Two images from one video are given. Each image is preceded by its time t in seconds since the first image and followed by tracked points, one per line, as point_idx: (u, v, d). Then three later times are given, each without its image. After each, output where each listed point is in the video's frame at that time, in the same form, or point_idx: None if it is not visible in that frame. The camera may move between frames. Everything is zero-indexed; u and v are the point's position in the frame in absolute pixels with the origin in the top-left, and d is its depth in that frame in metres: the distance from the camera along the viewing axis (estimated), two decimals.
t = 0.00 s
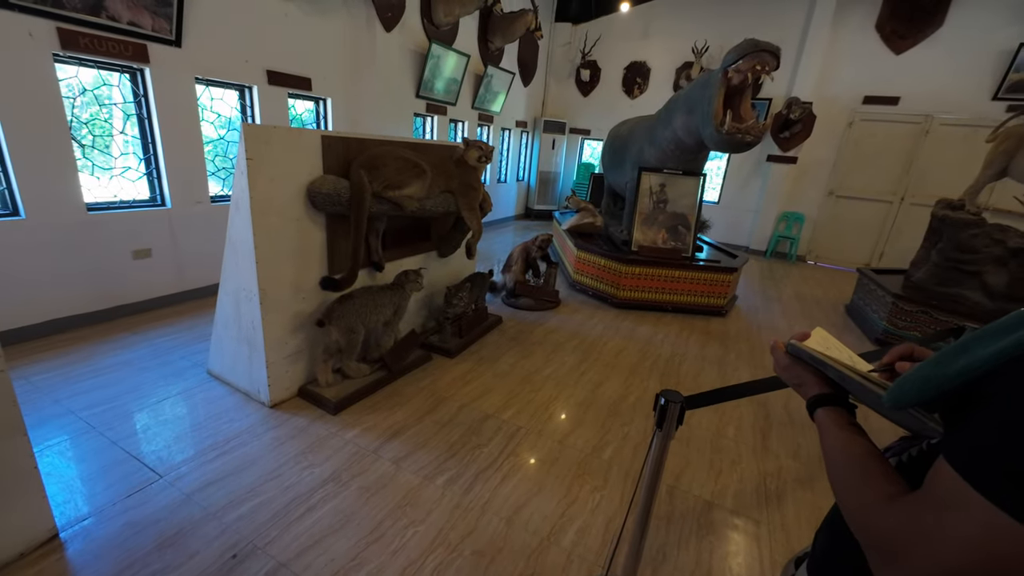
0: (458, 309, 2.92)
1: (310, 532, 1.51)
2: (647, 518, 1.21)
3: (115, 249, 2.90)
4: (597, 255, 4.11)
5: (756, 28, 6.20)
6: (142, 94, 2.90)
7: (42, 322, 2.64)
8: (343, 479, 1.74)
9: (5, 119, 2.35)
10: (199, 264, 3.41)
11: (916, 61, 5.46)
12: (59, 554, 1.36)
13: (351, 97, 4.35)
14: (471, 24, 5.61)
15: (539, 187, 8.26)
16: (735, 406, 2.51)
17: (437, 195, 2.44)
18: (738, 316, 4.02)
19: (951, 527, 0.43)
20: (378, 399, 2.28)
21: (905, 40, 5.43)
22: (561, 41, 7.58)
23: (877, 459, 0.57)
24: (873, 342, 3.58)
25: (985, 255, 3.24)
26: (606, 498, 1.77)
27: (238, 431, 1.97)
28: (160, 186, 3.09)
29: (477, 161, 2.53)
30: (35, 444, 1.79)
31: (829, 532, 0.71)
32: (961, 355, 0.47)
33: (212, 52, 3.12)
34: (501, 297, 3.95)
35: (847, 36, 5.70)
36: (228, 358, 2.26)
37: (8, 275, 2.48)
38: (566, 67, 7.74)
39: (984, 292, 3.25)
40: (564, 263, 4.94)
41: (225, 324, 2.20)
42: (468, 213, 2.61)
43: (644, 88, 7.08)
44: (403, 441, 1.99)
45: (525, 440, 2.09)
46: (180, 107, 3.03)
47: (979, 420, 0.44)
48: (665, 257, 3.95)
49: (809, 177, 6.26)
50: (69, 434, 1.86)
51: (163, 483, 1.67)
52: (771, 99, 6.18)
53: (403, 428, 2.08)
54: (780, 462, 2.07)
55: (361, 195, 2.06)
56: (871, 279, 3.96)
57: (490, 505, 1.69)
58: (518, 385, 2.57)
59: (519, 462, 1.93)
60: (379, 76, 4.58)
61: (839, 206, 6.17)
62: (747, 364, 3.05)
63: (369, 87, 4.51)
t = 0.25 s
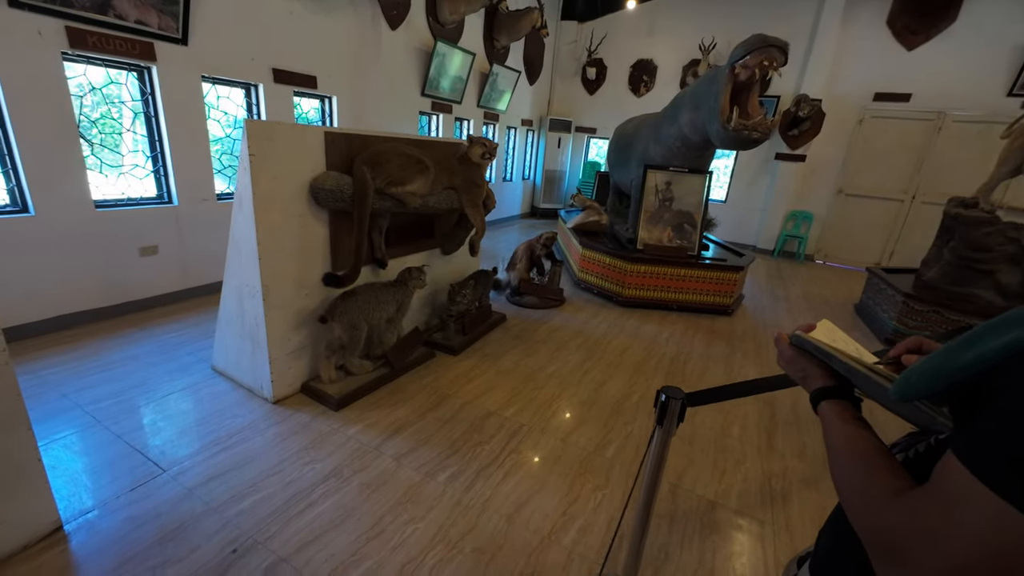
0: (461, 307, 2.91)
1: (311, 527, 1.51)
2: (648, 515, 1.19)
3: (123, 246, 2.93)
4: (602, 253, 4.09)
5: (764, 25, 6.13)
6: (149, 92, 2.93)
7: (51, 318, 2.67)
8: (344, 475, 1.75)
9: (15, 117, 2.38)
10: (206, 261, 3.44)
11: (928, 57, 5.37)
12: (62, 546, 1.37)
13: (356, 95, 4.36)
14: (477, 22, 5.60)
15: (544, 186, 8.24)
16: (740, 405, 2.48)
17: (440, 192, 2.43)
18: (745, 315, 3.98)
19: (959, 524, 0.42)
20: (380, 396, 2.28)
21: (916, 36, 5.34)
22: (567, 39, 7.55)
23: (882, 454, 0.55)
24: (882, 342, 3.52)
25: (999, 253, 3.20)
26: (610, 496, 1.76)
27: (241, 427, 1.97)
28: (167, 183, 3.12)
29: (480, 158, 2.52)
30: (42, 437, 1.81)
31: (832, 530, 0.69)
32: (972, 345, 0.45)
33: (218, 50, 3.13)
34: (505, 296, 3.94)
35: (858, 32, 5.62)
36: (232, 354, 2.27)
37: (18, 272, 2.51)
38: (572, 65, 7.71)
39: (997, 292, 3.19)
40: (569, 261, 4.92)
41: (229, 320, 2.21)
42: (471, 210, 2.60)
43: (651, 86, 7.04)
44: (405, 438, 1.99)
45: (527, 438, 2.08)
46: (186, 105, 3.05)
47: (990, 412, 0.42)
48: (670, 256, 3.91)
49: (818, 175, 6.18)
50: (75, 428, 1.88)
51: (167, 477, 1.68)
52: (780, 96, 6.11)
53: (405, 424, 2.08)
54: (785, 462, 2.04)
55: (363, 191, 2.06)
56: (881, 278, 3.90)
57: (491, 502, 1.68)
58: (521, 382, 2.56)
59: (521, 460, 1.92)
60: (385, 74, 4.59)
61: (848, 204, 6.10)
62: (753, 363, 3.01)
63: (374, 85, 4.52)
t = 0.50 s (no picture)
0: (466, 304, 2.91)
1: (313, 521, 1.52)
2: (648, 514, 1.18)
3: (135, 243, 2.98)
4: (610, 251, 4.06)
5: (777, 20, 6.04)
6: (162, 91, 2.97)
7: (65, 313, 2.73)
8: (348, 470, 1.76)
9: (31, 116, 2.43)
10: (216, 258, 3.48)
11: (947, 52, 5.24)
12: (72, 535, 1.40)
13: (365, 94, 4.38)
14: (485, 20, 5.60)
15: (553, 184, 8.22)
16: (747, 406, 2.44)
17: (446, 189, 2.43)
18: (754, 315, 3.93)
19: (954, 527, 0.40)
20: (384, 392, 2.29)
21: (935, 30, 5.21)
22: (577, 36, 7.51)
23: (880, 454, 0.54)
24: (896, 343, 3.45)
25: (1019, 252, 3.11)
26: (612, 496, 1.75)
27: (247, 421, 2.00)
28: (178, 181, 3.16)
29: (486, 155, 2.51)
30: (55, 429, 1.85)
31: (830, 531, 0.68)
32: (974, 342, 0.44)
33: (228, 50, 3.17)
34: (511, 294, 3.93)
35: (874, 26, 5.51)
36: (239, 349, 2.30)
37: (34, 267, 2.57)
38: (582, 62, 7.67)
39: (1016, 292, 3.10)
40: (576, 260, 4.90)
41: (236, 316, 2.23)
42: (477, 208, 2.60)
43: (661, 84, 6.98)
44: (408, 434, 1.99)
45: (530, 435, 2.07)
46: (197, 104, 3.09)
47: (990, 411, 0.41)
48: (678, 254, 3.88)
49: (832, 173, 6.07)
50: (87, 420, 1.92)
51: (174, 469, 1.70)
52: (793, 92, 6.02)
53: (409, 421, 2.09)
54: (793, 464, 2.01)
55: (368, 188, 2.06)
56: (895, 278, 3.82)
57: (492, 500, 1.68)
58: (525, 380, 2.55)
59: (523, 458, 1.92)
60: (393, 72, 4.61)
61: (863, 203, 5.98)
62: (761, 364, 2.97)
63: (383, 84, 4.54)
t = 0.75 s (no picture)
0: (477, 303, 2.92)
1: (324, 515, 1.54)
2: (656, 517, 1.17)
3: (155, 240, 3.05)
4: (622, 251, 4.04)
5: (796, 16, 5.91)
6: (181, 91, 3.03)
7: (88, 307, 2.81)
8: (358, 466, 1.78)
9: (57, 116, 2.50)
10: (232, 255, 3.55)
11: (974, 47, 5.08)
12: (92, 523, 1.44)
13: (379, 93, 4.42)
14: (499, 19, 5.59)
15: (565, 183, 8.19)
16: (761, 409, 2.40)
17: (457, 188, 2.44)
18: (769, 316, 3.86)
19: (970, 540, 0.39)
20: (395, 389, 2.31)
21: (961, 25, 5.06)
22: (591, 34, 7.47)
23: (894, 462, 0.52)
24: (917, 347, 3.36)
25: None
26: (621, 496, 1.74)
27: (261, 416, 2.03)
28: (196, 179, 3.23)
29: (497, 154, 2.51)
30: (77, 420, 1.91)
31: (842, 538, 0.67)
32: (992, 348, 0.42)
33: (245, 50, 3.22)
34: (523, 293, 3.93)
35: (898, 21, 5.36)
36: (254, 345, 2.34)
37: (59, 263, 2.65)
38: (596, 60, 7.61)
39: None
40: (588, 259, 4.88)
41: (251, 312, 2.27)
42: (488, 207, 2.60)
43: (676, 82, 6.89)
44: (418, 431, 2.01)
45: (539, 435, 2.07)
46: (214, 103, 3.15)
47: (1009, 421, 0.39)
48: (692, 254, 3.83)
49: (852, 172, 5.94)
50: (108, 412, 1.98)
51: (191, 461, 1.74)
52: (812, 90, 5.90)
53: (419, 418, 2.10)
54: (807, 469, 1.97)
55: (381, 187, 2.08)
56: (917, 280, 3.72)
57: (500, 498, 1.68)
58: (535, 379, 2.55)
59: (532, 457, 1.92)
60: (407, 71, 4.63)
61: (884, 203, 5.84)
62: (776, 366, 2.92)
63: (397, 83, 4.57)
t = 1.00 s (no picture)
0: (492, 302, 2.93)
1: (339, 509, 1.57)
2: (671, 521, 1.16)
3: (180, 236, 3.14)
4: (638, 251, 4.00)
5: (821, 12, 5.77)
6: (206, 91, 3.11)
7: (117, 301, 2.90)
8: (373, 462, 1.80)
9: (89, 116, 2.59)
10: (253, 252, 3.62)
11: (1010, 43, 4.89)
12: (119, 510, 1.49)
13: (397, 92, 4.46)
14: (516, 18, 5.59)
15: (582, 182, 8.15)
16: (779, 413, 2.36)
17: (473, 187, 2.45)
18: (789, 319, 3.79)
19: (998, 556, 0.38)
20: (410, 386, 2.34)
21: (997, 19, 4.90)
22: (609, 32, 7.41)
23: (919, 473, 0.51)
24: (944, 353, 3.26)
25: None
26: (635, 499, 1.73)
27: (280, 410, 2.08)
28: (220, 177, 3.31)
29: (514, 153, 2.52)
30: (106, 410, 1.98)
31: (864, 548, 0.65)
32: None
33: (267, 51, 3.29)
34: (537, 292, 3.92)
35: (928, 17, 5.19)
36: (274, 341, 2.39)
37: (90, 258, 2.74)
38: (614, 59, 7.55)
39: None
40: (604, 259, 4.85)
41: (271, 308, 2.32)
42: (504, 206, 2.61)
43: (695, 80, 6.79)
44: (432, 428, 2.03)
45: (553, 434, 2.07)
46: (238, 104, 3.22)
47: None
48: (709, 255, 3.78)
49: (877, 172, 5.78)
50: (136, 403, 2.04)
51: (213, 453, 1.79)
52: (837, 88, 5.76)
53: (433, 415, 2.12)
54: (826, 476, 1.93)
55: (398, 186, 2.11)
56: (945, 284, 3.60)
57: (513, 497, 1.69)
58: (549, 379, 2.55)
59: (545, 457, 1.92)
60: (425, 71, 4.66)
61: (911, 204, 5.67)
62: (795, 370, 2.86)
63: (415, 83, 4.60)
